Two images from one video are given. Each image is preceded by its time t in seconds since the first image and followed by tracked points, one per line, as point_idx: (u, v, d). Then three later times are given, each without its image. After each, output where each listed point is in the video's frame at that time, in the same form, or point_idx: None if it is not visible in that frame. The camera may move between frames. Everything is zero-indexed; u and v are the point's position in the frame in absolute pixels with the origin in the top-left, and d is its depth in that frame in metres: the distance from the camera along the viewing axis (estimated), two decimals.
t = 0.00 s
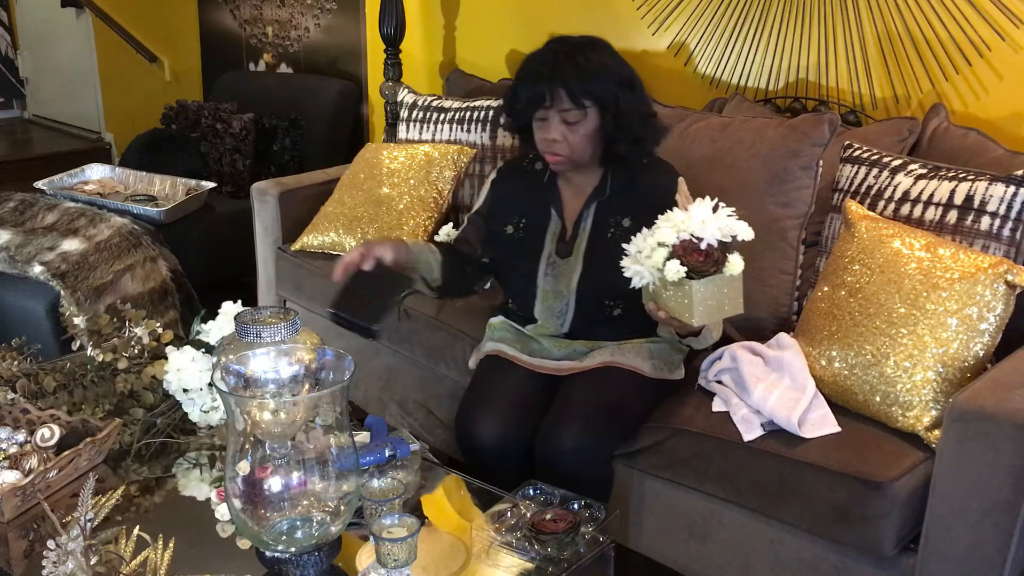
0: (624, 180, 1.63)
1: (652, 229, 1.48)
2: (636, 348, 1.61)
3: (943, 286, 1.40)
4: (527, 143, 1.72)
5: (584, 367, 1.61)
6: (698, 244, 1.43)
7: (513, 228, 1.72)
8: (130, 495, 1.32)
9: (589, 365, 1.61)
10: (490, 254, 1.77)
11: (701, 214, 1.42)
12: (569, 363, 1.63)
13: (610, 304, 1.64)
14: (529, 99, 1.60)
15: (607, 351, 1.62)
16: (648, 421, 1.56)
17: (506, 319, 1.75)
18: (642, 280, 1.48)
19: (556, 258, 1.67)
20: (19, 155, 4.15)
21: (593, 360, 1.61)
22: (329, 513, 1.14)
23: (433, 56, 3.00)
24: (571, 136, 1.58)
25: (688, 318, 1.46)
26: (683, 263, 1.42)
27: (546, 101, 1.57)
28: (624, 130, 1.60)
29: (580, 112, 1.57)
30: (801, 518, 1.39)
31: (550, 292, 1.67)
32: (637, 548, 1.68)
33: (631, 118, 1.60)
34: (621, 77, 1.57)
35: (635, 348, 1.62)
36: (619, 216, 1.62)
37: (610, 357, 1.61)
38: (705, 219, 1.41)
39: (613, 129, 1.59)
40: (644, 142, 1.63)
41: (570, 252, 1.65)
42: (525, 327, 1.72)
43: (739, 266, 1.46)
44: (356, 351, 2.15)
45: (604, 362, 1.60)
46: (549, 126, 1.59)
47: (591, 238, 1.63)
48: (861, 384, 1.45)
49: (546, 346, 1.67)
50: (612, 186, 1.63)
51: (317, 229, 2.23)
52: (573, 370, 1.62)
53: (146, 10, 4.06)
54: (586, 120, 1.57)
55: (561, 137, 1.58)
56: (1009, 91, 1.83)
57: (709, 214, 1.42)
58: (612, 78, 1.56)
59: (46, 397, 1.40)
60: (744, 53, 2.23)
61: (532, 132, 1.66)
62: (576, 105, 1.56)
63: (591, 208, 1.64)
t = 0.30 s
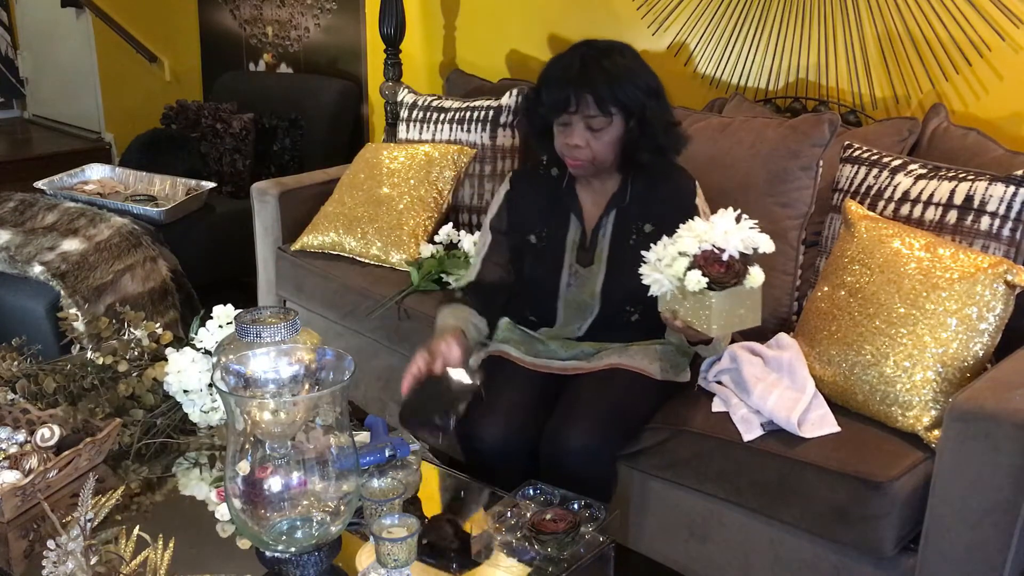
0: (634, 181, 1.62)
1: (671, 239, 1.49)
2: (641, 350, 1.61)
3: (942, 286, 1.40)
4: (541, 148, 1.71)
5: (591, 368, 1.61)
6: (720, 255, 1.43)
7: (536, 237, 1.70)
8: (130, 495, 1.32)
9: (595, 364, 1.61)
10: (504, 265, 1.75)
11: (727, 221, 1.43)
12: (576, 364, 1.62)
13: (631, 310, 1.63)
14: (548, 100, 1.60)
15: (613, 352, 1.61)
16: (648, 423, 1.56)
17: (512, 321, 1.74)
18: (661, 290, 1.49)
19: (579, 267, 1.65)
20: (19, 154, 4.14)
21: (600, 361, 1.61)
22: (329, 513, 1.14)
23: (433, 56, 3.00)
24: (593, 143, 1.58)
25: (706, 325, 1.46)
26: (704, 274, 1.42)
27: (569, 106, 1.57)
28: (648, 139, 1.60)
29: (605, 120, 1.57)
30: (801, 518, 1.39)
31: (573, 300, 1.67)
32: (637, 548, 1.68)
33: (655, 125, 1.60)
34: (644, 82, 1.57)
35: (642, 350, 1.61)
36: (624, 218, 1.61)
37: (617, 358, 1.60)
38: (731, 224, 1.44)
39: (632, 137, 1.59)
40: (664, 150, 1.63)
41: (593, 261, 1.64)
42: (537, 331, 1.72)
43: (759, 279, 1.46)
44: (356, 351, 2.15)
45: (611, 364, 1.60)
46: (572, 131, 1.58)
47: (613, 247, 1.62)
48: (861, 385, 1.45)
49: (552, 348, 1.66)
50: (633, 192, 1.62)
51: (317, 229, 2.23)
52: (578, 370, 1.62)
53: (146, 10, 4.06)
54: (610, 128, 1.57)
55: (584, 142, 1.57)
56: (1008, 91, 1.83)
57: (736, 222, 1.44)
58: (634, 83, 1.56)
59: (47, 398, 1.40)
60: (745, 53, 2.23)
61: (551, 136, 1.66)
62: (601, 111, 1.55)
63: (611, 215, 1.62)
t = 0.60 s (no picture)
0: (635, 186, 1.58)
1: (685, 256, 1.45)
2: (645, 353, 1.62)
3: (943, 286, 1.40)
4: (543, 158, 1.64)
5: (597, 369, 1.61)
6: (738, 271, 1.40)
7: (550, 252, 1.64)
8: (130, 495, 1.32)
9: (599, 365, 1.61)
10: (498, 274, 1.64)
11: (743, 235, 1.40)
12: (582, 366, 1.62)
13: (646, 321, 1.62)
14: (552, 115, 1.50)
15: (619, 355, 1.62)
16: (649, 423, 1.56)
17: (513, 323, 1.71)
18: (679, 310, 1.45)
19: (593, 280, 1.62)
20: (19, 154, 4.14)
21: (607, 364, 1.61)
22: (329, 513, 1.14)
23: (433, 56, 3.00)
24: (600, 160, 1.50)
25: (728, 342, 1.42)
26: (722, 291, 1.39)
27: (575, 123, 1.47)
28: (657, 156, 1.53)
29: (612, 137, 1.48)
30: (801, 518, 1.39)
31: (588, 314, 1.65)
32: (637, 548, 1.68)
33: (666, 143, 1.53)
34: (650, 94, 1.47)
35: (647, 353, 1.62)
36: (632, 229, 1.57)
37: (621, 362, 1.60)
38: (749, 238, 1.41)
39: (639, 152, 1.52)
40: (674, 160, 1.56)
41: (606, 273, 1.61)
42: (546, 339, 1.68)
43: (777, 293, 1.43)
44: (357, 351, 2.15)
45: (617, 367, 1.60)
46: (578, 149, 1.50)
47: (625, 259, 1.59)
48: (861, 385, 1.45)
49: (559, 355, 1.65)
50: (641, 201, 1.57)
51: (317, 229, 2.23)
52: (586, 372, 1.61)
53: (146, 10, 4.06)
54: (618, 145, 1.49)
55: (590, 160, 1.49)
56: (1008, 91, 1.83)
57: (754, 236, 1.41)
58: (638, 94, 1.46)
59: (46, 398, 1.40)
60: (745, 53, 2.23)
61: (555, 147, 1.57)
62: (610, 130, 1.47)
63: (620, 228, 1.59)
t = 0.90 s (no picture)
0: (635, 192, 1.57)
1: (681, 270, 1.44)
2: (646, 353, 1.62)
3: (942, 286, 1.40)
4: (544, 163, 1.63)
5: (596, 370, 1.61)
6: (733, 287, 1.39)
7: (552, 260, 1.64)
8: (129, 495, 1.32)
9: (599, 368, 1.61)
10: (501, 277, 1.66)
11: (737, 250, 1.39)
12: (582, 368, 1.62)
13: (649, 328, 1.63)
14: (551, 123, 1.48)
15: (619, 356, 1.62)
16: (649, 423, 1.56)
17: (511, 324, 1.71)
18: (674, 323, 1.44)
19: (596, 287, 1.63)
20: (19, 154, 4.15)
21: (607, 365, 1.61)
22: (329, 513, 1.13)
23: (433, 56, 3.00)
24: (599, 172, 1.50)
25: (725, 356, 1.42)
26: (717, 308, 1.38)
27: (573, 136, 1.47)
28: (657, 166, 1.53)
29: (611, 149, 1.48)
30: (801, 518, 1.39)
31: (590, 321, 1.66)
32: (637, 548, 1.68)
33: (666, 152, 1.52)
34: (648, 104, 1.46)
35: (647, 354, 1.62)
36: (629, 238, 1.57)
37: (622, 363, 1.61)
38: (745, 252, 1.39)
39: (638, 164, 1.52)
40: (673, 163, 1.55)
41: (607, 280, 1.62)
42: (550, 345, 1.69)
43: (772, 309, 1.43)
44: (357, 351, 2.15)
45: (617, 368, 1.60)
46: (576, 160, 1.49)
47: (627, 266, 1.59)
48: (861, 385, 1.45)
49: (559, 358, 1.65)
50: (641, 206, 1.57)
51: (317, 229, 2.23)
52: (585, 374, 1.61)
53: (146, 11, 4.06)
54: (616, 158, 1.49)
55: (588, 172, 1.49)
56: (1008, 91, 1.83)
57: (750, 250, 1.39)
58: (636, 106, 1.45)
59: (46, 398, 1.40)
60: (745, 53, 2.23)
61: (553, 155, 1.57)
62: (607, 142, 1.46)
63: (621, 233, 1.59)
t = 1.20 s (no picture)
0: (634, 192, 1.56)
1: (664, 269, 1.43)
2: (646, 354, 1.63)
3: (942, 286, 1.40)
4: (544, 163, 1.64)
5: (596, 370, 1.62)
6: (713, 286, 1.38)
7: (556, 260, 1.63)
8: (129, 495, 1.32)
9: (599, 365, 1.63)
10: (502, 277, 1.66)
11: (715, 246, 1.37)
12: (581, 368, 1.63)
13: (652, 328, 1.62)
14: (551, 125, 1.48)
15: (619, 356, 1.63)
16: (649, 423, 1.56)
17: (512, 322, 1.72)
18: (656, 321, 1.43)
19: (599, 287, 1.63)
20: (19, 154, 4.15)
21: (606, 365, 1.62)
22: (329, 513, 1.13)
23: (433, 56, 3.00)
24: (599, 171, 1.49)
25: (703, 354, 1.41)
26: (697, 306, 1.38)
27: (574, 135, 1.46)
28: (657, 166, 1.52)
29: (611, 148, 1.47)
30: (801, 518, 1.39)
31: (594, 321, 1.66)
32: (637, 548, 1.68)
33: (666, 151, 1.52)
34: (647, 103, 1.46)
35: (646, 354, 1.63)
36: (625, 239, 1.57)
37: (622, 363, 1.62)
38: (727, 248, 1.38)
39: (638, 163, 1.52)
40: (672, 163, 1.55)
41: (611, 280, 1.61)
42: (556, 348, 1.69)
43: (755, 309, 1.42)
44: (357, 351, 2.15)
45: (617, 367, 1.61)
46: (577, 160, 1.49)
47: (629, 266, 1.59)
48: (861, 385, 1.45)
49: (561, 358, 1.67)
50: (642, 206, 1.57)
51: (317, 229, 2.23)
52: (584, 374, 1.62)
53: (146, 11, 4.06)
54: (617, 157, 1.49)
55: (589, 171, 1.48)
56: (1008, 91, 1.83)
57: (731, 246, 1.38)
58: (634, 104, 1.45)
59: (46, 398, 1.40)
60: (744, 53, 2.23)
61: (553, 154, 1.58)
62: (608, 142, 1.46)
63: (623, 233, 1.58)
